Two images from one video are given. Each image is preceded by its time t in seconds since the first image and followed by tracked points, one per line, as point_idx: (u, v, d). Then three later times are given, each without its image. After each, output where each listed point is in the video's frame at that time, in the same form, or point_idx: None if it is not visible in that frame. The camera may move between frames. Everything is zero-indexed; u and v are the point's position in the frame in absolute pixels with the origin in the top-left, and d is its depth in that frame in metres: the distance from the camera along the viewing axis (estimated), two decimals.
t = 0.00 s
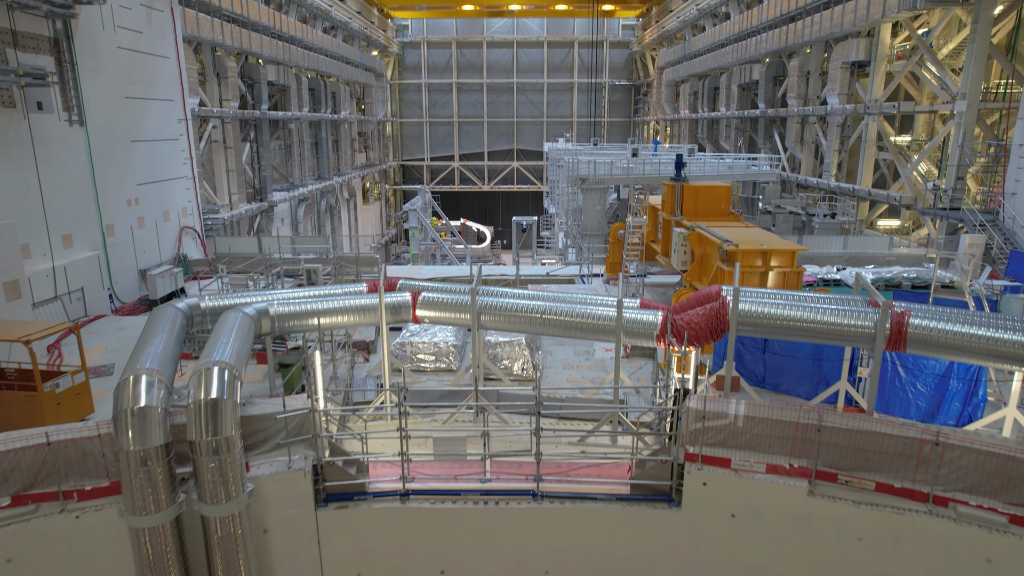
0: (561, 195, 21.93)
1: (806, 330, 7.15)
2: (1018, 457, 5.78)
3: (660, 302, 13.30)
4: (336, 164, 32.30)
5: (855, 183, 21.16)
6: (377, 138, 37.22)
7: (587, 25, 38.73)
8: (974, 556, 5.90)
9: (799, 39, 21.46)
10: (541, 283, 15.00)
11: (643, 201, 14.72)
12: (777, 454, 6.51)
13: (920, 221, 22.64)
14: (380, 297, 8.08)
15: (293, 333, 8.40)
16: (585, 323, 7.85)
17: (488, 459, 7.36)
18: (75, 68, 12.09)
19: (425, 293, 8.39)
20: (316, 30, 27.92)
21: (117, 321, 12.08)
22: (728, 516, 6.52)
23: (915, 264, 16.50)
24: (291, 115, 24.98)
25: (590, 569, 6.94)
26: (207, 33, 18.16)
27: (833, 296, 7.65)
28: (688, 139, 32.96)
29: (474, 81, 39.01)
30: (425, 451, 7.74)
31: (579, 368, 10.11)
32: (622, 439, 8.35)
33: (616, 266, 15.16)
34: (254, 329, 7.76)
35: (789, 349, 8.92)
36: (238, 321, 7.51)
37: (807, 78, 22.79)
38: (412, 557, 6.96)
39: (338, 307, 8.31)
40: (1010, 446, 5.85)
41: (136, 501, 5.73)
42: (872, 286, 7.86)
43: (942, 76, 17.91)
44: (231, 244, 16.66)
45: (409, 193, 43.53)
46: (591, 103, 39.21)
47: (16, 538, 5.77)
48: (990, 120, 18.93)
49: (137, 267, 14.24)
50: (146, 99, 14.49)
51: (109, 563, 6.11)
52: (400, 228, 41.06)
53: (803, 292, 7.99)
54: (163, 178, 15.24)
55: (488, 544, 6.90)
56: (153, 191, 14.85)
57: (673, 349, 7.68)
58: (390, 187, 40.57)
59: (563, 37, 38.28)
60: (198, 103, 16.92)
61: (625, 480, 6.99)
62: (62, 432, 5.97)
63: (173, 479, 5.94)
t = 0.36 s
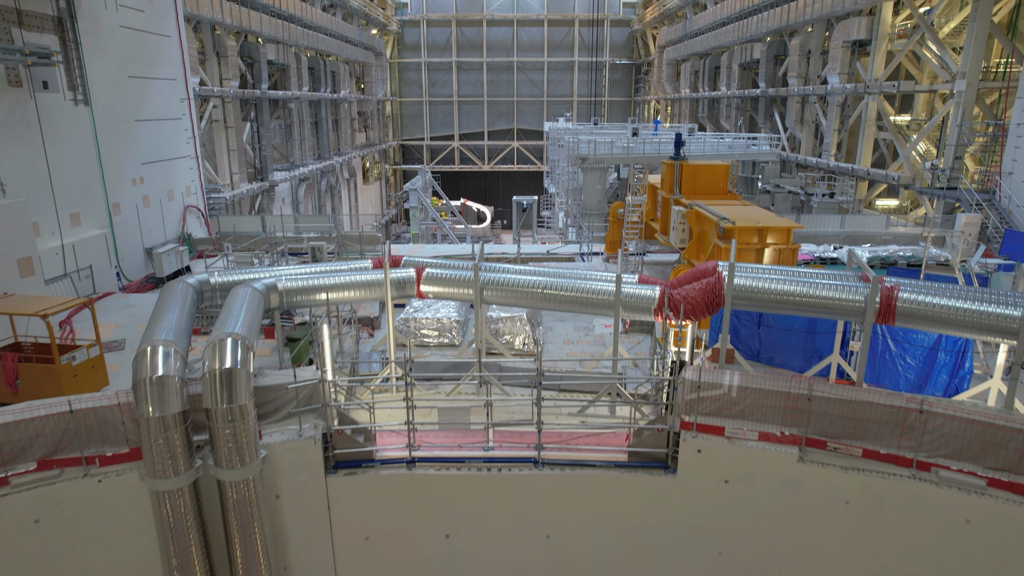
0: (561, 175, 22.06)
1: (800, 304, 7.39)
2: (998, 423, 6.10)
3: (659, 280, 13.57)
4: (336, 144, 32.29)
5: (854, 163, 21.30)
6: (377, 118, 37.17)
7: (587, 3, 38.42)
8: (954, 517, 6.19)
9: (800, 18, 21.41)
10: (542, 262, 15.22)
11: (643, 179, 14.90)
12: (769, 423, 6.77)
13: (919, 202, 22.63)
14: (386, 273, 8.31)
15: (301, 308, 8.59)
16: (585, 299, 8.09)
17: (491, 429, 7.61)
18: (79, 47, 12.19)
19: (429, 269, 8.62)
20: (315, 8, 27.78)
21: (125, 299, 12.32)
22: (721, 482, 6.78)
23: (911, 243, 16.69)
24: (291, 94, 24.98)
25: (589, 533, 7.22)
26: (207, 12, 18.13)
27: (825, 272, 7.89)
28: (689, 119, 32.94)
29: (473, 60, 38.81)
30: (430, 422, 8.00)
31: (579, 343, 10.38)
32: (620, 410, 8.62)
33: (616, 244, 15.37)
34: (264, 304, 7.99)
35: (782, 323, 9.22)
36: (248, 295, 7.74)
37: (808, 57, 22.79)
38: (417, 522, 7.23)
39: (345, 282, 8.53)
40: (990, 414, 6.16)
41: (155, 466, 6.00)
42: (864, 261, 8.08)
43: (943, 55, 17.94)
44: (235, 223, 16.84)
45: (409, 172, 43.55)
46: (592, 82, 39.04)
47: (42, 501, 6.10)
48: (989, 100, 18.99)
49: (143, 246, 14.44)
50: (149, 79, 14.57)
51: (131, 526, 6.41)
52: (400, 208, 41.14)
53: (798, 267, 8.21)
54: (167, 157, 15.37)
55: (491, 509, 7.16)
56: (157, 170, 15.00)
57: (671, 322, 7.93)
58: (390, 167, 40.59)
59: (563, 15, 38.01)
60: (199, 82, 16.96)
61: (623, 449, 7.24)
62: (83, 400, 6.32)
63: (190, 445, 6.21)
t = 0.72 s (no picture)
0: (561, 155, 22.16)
1: (793, 281, 7.62)
2: (981, 394, 6.38)
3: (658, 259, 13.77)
4: (336, 125, 32.26)
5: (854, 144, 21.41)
6: (377, 99, 37.08)
7: None
8: (938, 483, 6.45)
9: None
10: (542, 242, 15.40)
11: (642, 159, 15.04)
12: (762, 395, 7.01)
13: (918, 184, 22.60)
14: (391, 251, 8.53)
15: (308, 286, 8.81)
16: (585, 276, 8.32)
17: (494, 402, 7.86)
18: (83, 28, 12.26)
19: (432, 247, 8.82)
20: None
21: (133, 278, 12.53)
22: (716, 452, 7.04)
23: (909, 224, 16.84)
24: (291, 75, 24.96)
25: (588, 502, 7.48)
26: None
27: (819, 250, 8.10)
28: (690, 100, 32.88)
29: (473, 40, 38.58)
30: (434, 395, 8.24)
31: (579, 321, 10.60)
32: (619, 384, 8.86)
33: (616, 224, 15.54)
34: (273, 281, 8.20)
35: (778, 300, 9.47)
36: (257, 272, 7.93)
37: (809, 37, 22.76)
38: (423, 491, 7.49)
39: (350, 261, 8.75)
40: (974, 385, 6.44)
41: (172, 435, 6.26)
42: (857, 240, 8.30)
43: (944, 35, 17.98)
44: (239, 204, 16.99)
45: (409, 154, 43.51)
46: (592, 62, 38.87)
47: (65, 468, 6.38)
48: (989, 81, 19.06)
49: (148, 226, 14.62)
50: (151, 60, 14.63)
51: (150, 491, 6.72)
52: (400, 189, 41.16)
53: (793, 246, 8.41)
54: (170, 138, 15.48)
55: (494, 479, 7.43)
56: (161, 151, 15.12)
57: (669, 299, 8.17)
58: (390, 148, 40.55)
59: None
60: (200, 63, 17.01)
61: (622, 421, 7.49)
62: (101, 372, 6.61)
63: (205, 415, 6.46)
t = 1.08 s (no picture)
0: (561, 135, 22.24)
1: (787, 257, 7.85)
2: (965, 365, 6.65)
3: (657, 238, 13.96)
4: (336, 105, 32.22)
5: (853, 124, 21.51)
6: (376, 78, 36.97)
7: None
8: (921, 450, 6.72)
9: None
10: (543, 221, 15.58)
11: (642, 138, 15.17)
12: (756, 366, 7.25)
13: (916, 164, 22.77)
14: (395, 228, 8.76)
15: (313, 262, 9.02)
16: (584, 252, 8.58)
17: (495, 374, 8.12)
18: (86, 7, 12.30)
19: (435, 224, 9.04)
20: None
21: (140, 255, 12.72)
22: (710, 421, 7.31)
23: (906, 203, 16.99)
24: (291, 54, 24.92)
25: (586, 469, 7.76)
26: None
27: (813, 227, 8.30)
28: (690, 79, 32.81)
29: (473, 18, 38.30)
30: (438, 367, 8.50)
31: (579, 297, 10.82)
32: (617, 358, 9.11)
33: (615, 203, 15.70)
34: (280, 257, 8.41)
35: (773, 276, 9.70)
36: (265, 248, 8.13)
37: (810, 16, 22.75)
38: (427, 460, 7.75)
39: (355, 237, 8.96)
40: (959, 356, 6.70)
41: (187, 404, 6.52)
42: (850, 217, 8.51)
43: (944, 14, 18.01)
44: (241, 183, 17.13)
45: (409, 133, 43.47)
46: (593, 41, 38.65)
47: (85, 434, 6.66)
48: (988, 60, 19.11)
49: (153, 205, 14.78)
50: (154, 39, 14.71)
51: (166, 459, 7.00)
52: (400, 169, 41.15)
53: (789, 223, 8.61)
54: (173, 117, 15.61)
55: (496, 447, 7.70)
56: (164, 130, 15.25)
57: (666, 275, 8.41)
58: (390, 128, 40.50)
59: None
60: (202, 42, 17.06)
61: (619, 391, 7.75)
62: (118, 344, 6.90)
63: (218, 385, 6.71)
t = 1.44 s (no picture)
0: (561, 116, 22.31)
1: (783, 233, 8.03)
2: (952, 338, 6.88)
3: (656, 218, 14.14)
4: (336, 85, 32.14)
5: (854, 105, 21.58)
6: (376, 58, 36.83)
7: None
8: (908, 420, 6.95)
9: None
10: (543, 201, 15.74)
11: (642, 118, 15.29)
12: (750, 339, 7.48)
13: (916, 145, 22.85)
14: (398, 207, 8.96)
15: (318, 240, 9.18)
16: (584, 230, 8.85)
17: (497, 347, 8.35)
18: None
19: (438, 203, 9.24)
20: None
21: (146, 234, 12.89)
22: (705, 393, 7.55)
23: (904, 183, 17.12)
24: (291, 34, 24.86)
25: (585, 440, 8.01)
26: None
27: (808, 204, 8.48)
28: (691, 60, 32.71)
29: None
30: (441, 342, 8.73)
31: (578, 275, 11.03)
32: (616, 333, 9.34)
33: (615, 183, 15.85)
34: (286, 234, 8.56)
35: (769, 254, 9.91)
36: (272, 225, 8.29)
37: None
38: (431, 431, 8.00)
39: (360, 215, 9.15)
40: (946, 329, 6.92)
41: (199, 374, 6.75)
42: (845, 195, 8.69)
43: None
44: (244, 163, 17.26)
45: (409, 114, 43.36)
46: (594, 21, 38.40)
47: (101, 405, 6.91)
48: (989, 40, 19.14)
49: (157, 185, 14.93)
50: (155, 18, 14.73)
51: (179, 429, 7.25)
52: (399, 151, 41.14)
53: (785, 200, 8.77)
54: (175, 97, 15.70)
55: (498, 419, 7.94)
56: (167, 110, 15.34)
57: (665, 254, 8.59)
58: (389, 109, 40.41)
59: None
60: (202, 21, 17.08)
61: (617, 364, 7.99)
62: (132, 318, 7.18)
63: (229, 357, 6.94)
